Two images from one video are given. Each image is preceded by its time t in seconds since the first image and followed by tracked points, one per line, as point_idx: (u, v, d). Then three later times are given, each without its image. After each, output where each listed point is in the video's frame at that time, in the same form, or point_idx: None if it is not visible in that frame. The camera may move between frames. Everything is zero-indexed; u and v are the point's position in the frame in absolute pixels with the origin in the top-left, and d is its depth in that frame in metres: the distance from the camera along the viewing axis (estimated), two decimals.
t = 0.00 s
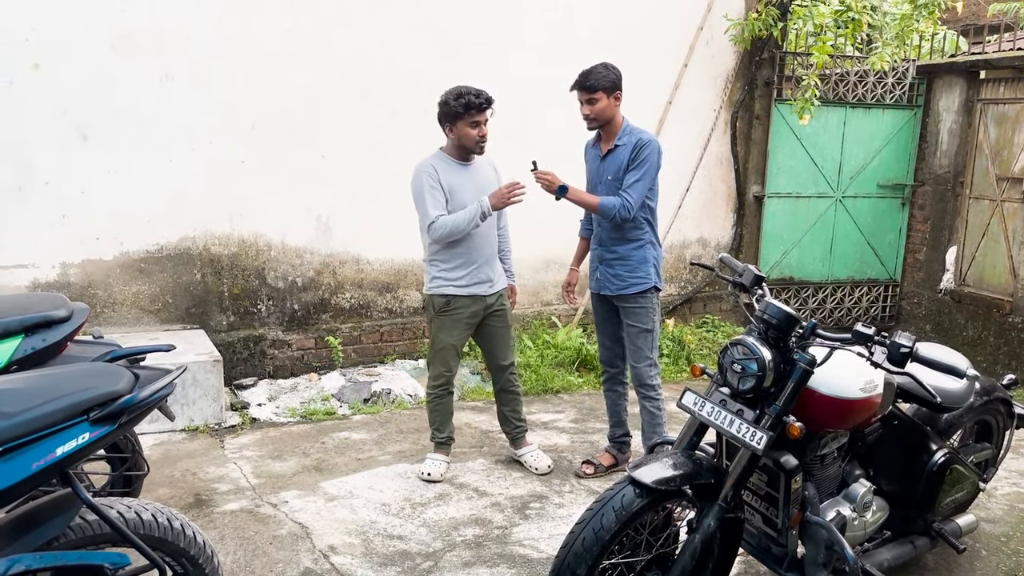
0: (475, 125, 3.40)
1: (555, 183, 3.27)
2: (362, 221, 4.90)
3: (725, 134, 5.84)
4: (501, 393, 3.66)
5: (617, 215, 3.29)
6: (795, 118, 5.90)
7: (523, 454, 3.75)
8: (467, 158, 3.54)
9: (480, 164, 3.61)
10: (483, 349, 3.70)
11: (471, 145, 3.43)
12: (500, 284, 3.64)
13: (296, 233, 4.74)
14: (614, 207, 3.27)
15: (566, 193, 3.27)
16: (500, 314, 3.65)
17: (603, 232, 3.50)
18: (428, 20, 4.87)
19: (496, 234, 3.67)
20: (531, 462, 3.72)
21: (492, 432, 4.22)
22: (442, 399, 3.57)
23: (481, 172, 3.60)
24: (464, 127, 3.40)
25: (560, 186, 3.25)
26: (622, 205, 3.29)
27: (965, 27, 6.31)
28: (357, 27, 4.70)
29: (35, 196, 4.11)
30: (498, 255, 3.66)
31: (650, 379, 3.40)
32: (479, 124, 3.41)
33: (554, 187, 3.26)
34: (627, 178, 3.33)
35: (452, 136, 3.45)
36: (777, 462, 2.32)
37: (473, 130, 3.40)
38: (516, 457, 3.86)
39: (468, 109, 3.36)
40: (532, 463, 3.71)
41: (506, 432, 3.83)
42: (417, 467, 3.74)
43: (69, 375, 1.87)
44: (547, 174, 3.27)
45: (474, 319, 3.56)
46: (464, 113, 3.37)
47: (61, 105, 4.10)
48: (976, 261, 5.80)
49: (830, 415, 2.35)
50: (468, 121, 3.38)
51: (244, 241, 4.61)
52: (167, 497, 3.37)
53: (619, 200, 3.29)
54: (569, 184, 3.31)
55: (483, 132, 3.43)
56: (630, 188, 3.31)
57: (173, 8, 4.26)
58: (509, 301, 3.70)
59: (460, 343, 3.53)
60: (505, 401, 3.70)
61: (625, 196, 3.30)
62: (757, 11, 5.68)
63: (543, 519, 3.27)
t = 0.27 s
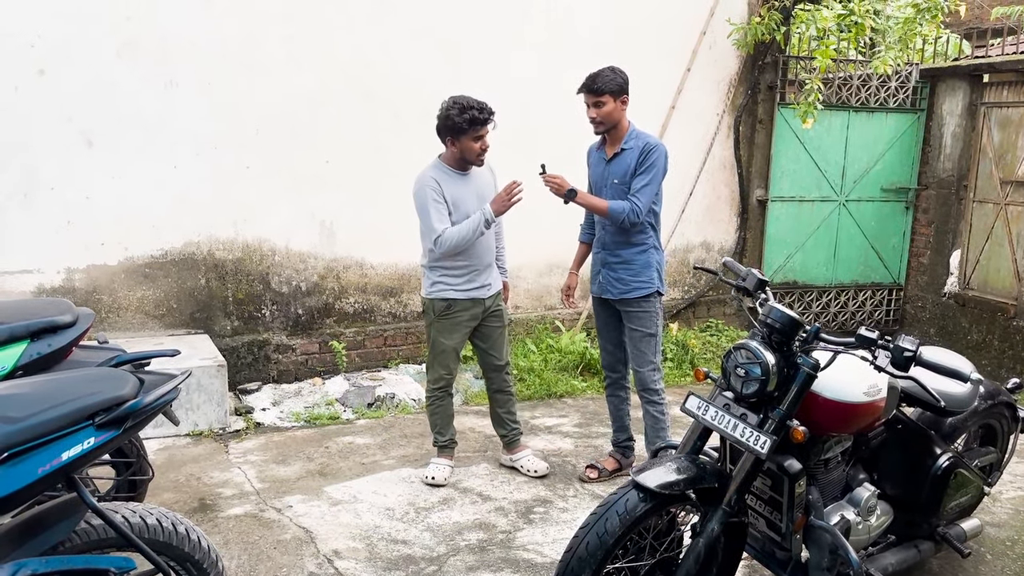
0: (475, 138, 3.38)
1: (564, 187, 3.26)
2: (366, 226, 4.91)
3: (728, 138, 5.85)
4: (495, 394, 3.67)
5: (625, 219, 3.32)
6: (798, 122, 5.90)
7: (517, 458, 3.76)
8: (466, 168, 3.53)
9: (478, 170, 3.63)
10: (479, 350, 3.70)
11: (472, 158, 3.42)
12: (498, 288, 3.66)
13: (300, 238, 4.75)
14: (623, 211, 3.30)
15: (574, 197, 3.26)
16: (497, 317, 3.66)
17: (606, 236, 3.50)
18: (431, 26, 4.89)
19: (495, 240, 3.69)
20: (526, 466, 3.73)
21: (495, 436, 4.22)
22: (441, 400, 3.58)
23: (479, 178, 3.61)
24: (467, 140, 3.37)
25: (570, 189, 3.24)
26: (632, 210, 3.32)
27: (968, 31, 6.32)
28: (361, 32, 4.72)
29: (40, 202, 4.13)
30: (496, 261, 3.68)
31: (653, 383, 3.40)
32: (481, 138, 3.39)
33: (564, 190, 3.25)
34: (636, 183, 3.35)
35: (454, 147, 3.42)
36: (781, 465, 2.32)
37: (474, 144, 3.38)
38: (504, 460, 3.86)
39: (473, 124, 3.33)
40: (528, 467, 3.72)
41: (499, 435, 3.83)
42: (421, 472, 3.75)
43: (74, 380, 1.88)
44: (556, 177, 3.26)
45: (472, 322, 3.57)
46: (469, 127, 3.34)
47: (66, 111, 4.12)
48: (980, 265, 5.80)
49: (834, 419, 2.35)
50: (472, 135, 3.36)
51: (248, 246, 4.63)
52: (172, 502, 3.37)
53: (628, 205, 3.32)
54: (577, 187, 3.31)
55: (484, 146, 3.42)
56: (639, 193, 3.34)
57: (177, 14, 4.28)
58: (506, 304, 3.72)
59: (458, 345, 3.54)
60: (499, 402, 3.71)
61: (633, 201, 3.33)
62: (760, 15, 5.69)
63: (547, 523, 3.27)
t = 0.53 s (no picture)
0: (480, 140, 3.39)
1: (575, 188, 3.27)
2: (369, 230, 4.92)
3: (731, 141, 5.85)
4: (494, 398, 3.68)
5: (635, 222, 3.32)
6: (801, 125, 5.90)
7: (508, 458, 3.80)
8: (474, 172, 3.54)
9: (489, 173, 3.64)
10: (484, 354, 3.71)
11: (478, 161, 3.43)
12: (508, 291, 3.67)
13: (304, 242, 4.76)
14: (633, 214, 3.30)
15: (584, 199, 3.27)
16: (506, 321, 3.66)
17: (611, 239, 3.50)
18: (435, 30, 4.91)
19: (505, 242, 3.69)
20: (516, 465, 3.77)
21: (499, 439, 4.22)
22: (449, 402, 3.59)
23: (490, 181, 3.63)
24: (471, 142, 3.38)
25: (581, 192, 3.25)
26: (643, 213, 3.32)
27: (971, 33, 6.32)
28: (364, 37, 4.74)
29: (45, 206, 4.14)
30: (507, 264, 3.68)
31: (656, 387, 3.40)
32: (486, 139, 3.40)
33: (574, 193, 3.26)
34: (645, 186, 3.36)
35: (460, 151, 3.44)
36: (784, 469, 2.32)
37: (479, 145, 3.39)
38: (495, 460, 3.91)
39: (476, 125, 3.34)
40: (518, 466, 3.76)
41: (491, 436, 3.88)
42: (425, 475, 3.75)
43: (79, 384, 1.88)
44: (567, 179, 3.26)
45: (480, 325, 3.57)
46: (472, 129, 3.35)
47: (71, 116, 4.14)
48: (985, 267, 5.78)
49: (839, 422, 2.35)
50: (476, 137, 3.37)
51: (253, 250, 4.64)
52: (176, 505, 3.38)
53: (638, 208, 3.32)
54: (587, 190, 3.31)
55: (490, 147, 3.42)
56: (649, 196, 3.34)
57: (181, 20, 4.30)
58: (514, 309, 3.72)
59: (466, 348, 3.54)
60: (496, 406, 3.72)
61: (643, 204, 3.34)
62: (763, 18, 5.69)
63: (551, 527, 3.27)
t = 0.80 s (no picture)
0: (498, 135, 3.44)
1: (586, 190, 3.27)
2: (373, 233, 4.92)
3: (735, 143, 5.85)
4: (505, 401, 3.69)
5: (644, 226, 3.33)
6: (805, 127, 5.90)
7: (512, 461, 3.79)
8: (493, 169, 3.58)
9: (507, 174, 3.65)
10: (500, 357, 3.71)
11: (496, 156, 3.47)
12: (526, 292, 3.65)
13: (308, 245, 4.77)
14: (643, 218, 3.31)
15: (595, 202, 3.28)
16: (522, 326, 3.66)
17: (617, 241, 3.49)
18: (439, 34, 4.92)
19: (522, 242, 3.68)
20: (521, 469, 3.76)
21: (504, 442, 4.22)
22: (459, 408, 3.58)
23: (508, 182, 3.63)
24: (490, 137, 3.44)
25: (592, 194, 3.25)
26: (653, 216, 3.33)
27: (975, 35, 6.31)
28: (368, 41, 4.74)
29: (50, 210, 4.16)
30: (525, 265, 3.67)
31: (661, 390, 3.40)
32: (505, 134, 3.45)
33: (585, 195, 3.25)
34: (655, 189, 3.37)
35: (478, 146, 3.49)
36: (790, 472, 2.32)
37: (496, 140, 3.44)
38: (499, 464, 3.89)
39: (494, 119, 3.40)
40: (522, 469, 3.76)
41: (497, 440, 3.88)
42: (429, 478, 3.75)
43: (84, 388, 1.89)
44: (578, 181, 3.26)
45: (495, 328, 3.57)
46: (491, 123, 3.41)
47: (76, 120, 4.15)
48: (990, 270, 5.78)
49: (844, 425, 2.34)
50: (495, 131, 3.43)
51: (257, 254, 4.65)
52: (181, 509, 3.38)
53: (648, 212, 3.34)
54: (597, 193, 3.32)
55: (508, 143, 3.48)
56: (659, 200, 3.36)
57: (186, 24, 4.31)
58: (532, 313, 3.71)
59: (480, 350, 3.55)
60: (505, 410, 3.72)
61: (654, 208, 3.35)
62: (767, 20, 5.69)
63: (555, 530, 3.27)
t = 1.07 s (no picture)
0: (511, 135, 3.47)
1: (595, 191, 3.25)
2: (377, 234, 4.93)
3: (739, 144, 5.84)
4: (512, 402, 3.70)
5: (652, 227, 3.34)
6: (809, 128, 5.89)
7: (516, 463, 3.80)
8: (509, 171, 3.60)
9: (525, 176, 3.66)
10: (509, 358, 3.72)
11: (507, 156, 3.50)
12: (540, 294, 3.64)
13: (312, 247, 4.77)
14: (651, 220, 3.32)
15: (603, 203, 3.27)
16: (533, 326, 3.65)
17: (621, 242, 3.48)
18: (442, 36, 4.92)
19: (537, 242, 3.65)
20: (525, 470, 3.77)
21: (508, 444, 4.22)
22: (468, 410, 3.59)
23: (525, 184, 3.64)
24: (503, 136, 3.48)
25: (601, 195, 3.24)
26: (661, 218, 3.34)
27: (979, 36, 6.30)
28: (371, 43, 4.75)
29: (55, 213, 4.17)
30: (542, 266, 3.66)
31: (665, 391, 3.40)
32: (518, 135, 3.48)
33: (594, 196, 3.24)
34: (663, 191, 3.37)
35: (493, 145, 3.54)
36: (794, 473, 2.31)
37: (508, 140, 3.48)
38: (504, 465, 3.90)
39: (506, 119, 3.43)
40: (526, 471, 3.76)
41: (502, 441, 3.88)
42: (433, 480, 3.75)
43: (90, 390, 1.88)
44: (587, 183, 3.24)
45: (505, 328, 3.57)
46: (504, 122, 3.45)
47: (81, 122, 4.16)
48: (994, 271, 5.75)
49: (849, 426, 2.34)
50: (507, 131, 3.46)
51: (261, 256, 4.65)
52: (185, 511, 3.39)
53: (657, 214, 3.34)
54: (605, 194, 3.31)
55: (521, 145, 3.49)
56: (667, 202, 3.37)
57: (190, 27, 4.32)
58: (543, 317, 3.69)
59: (488, 350, 3.55)
60: (511, 410, 3.72)
61: (662, 210, 3.36)
62: (770, 22, 5.69)
63: (559, 531, 3.27)
